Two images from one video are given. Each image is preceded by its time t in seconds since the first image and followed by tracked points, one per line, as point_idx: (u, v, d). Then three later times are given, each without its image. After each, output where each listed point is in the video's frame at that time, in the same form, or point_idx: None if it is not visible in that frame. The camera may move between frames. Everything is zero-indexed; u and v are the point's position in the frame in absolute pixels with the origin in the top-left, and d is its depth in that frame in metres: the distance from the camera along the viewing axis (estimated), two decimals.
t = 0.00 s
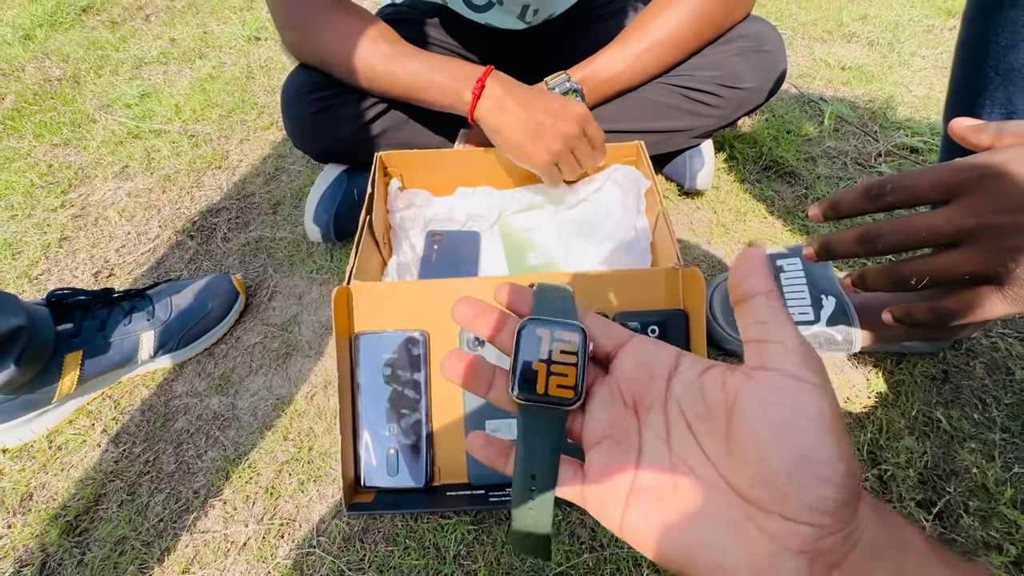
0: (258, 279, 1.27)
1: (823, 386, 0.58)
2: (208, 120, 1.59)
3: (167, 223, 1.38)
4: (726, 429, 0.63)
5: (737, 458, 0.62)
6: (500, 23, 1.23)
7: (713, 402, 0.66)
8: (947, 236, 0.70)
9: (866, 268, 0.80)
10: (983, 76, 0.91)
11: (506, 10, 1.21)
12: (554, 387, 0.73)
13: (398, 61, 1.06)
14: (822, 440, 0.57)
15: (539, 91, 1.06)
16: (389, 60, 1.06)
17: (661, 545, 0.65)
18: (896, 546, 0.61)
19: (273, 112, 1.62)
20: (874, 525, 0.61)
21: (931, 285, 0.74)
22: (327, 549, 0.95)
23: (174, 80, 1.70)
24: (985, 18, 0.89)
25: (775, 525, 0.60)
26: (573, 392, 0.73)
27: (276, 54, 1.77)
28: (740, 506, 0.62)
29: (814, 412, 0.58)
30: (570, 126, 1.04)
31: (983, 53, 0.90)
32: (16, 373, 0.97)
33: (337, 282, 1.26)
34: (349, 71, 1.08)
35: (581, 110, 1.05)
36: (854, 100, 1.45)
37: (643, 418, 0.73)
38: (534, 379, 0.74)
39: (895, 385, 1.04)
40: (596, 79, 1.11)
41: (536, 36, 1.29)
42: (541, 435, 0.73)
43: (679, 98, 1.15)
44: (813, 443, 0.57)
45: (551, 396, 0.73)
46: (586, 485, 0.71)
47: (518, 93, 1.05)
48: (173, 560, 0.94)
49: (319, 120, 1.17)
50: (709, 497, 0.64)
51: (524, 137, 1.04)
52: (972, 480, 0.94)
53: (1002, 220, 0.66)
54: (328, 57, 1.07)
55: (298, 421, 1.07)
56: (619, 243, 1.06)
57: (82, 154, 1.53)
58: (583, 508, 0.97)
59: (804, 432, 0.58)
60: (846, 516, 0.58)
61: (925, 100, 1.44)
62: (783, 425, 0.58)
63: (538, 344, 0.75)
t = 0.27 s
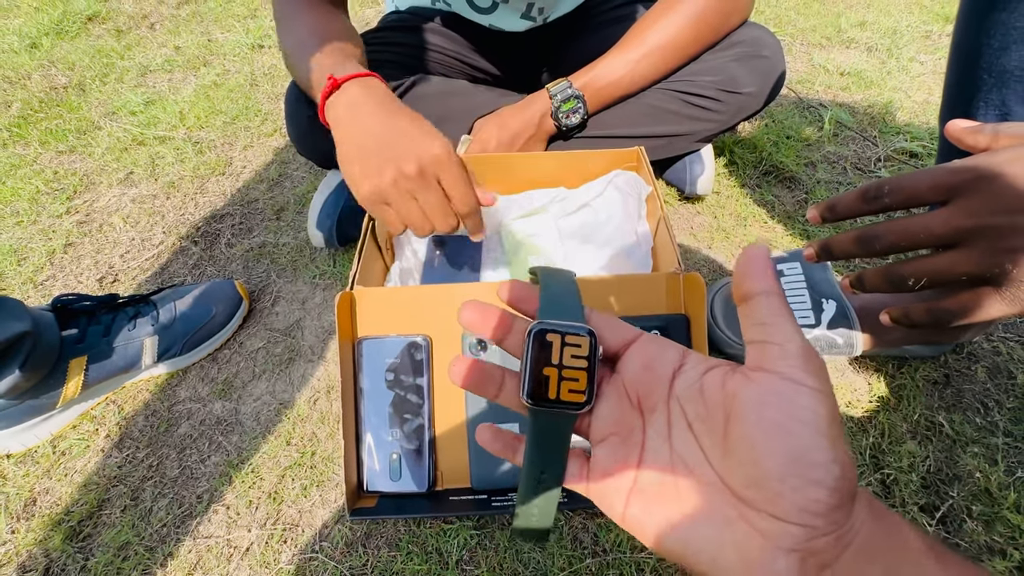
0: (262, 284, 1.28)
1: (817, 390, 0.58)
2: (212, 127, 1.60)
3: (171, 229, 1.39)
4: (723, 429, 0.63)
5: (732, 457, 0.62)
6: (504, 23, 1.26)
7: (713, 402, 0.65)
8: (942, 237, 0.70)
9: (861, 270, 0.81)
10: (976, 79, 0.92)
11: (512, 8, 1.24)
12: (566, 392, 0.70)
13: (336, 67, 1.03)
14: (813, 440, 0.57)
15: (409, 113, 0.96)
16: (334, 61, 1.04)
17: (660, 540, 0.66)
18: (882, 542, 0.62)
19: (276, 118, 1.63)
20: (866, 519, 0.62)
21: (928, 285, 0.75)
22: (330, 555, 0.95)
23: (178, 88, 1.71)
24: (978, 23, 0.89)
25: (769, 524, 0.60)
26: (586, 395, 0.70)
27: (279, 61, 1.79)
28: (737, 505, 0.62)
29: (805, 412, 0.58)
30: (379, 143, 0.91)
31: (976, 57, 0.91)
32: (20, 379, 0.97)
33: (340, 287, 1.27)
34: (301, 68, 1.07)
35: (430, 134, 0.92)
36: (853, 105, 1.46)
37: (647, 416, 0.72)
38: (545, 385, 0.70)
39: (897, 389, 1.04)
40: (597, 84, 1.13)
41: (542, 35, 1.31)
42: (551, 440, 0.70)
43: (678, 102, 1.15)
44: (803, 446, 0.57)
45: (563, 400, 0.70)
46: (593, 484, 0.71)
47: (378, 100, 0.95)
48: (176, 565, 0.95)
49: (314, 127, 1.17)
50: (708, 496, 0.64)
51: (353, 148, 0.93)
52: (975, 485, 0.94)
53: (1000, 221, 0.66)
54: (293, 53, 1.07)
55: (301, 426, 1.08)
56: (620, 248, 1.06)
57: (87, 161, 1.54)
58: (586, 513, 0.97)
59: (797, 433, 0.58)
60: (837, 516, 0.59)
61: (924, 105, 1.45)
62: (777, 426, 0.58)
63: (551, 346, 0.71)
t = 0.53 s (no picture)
0: (264, 292, 1.28)
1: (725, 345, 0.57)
2: (216, 136, 1.61)
3: (175, 237, 1.40)
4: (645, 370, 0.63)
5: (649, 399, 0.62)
6: (506, 31, 1.26)
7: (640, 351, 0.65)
8: (945, 244, 0.70)
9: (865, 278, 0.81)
10: (979, 87, 0.91)
11: (514, 16, 1.24)
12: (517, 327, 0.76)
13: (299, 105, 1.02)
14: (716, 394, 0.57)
15: (368, 173, 0.94)
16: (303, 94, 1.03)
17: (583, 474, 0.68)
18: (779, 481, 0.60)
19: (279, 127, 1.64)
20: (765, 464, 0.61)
21: (933, 292, 0.74)
22: (332, 565, 0.94)
23: (182, 96, 1.72)
24: (980, 32, 0.90)
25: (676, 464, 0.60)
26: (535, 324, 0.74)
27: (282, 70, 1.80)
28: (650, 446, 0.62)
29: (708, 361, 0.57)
30: (349, 213, 0.92)
31: (978, 65, 0.91)
32: (23, 389, 0.97)
33: (342, 295, 1.27)
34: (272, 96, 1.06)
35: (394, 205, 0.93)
36: (854, 112, 1.46)
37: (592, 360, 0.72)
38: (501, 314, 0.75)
39: (901, 398, 1.03)
40: (598, 93, 1.13)
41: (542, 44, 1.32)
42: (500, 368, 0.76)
43: (680, 111, 1.16)
44: (703, 398, 0.57)
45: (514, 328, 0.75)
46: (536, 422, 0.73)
47: (331, 162, 0.94)
48: None
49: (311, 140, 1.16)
50: (627, 436, 0.65)
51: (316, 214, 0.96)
52: (982, 495, 0.93)
53: (1004, 229, 0.66)
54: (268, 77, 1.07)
55: (303, 435, 1.07)
56: (622, 256, 1.05)
57: (92, 169, 1.55)
58: (588, 523, 0.96)
59: (700, 382, 0.57)
60: (732, 463, 0.59)
61: (925, 112, 1.44)
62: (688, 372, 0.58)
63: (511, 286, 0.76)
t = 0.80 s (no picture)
0: (269, 296, 1.29)
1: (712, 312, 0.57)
2: (221, 142, 1.63)
3: (180, 242, 1.41)
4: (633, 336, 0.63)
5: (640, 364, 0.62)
6: (508, 39, 1.27)
7: (628, 318, 0.65)
8: (946, 248, 0.71)
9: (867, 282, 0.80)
10: (975, 94, 0.92)
11: (514, 24, 1.25)
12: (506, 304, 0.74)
13: (354, 122, 1.03)
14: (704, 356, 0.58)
15: (443, 182, 0.97)
16: (347, 112, 1.04)
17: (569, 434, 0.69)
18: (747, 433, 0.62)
19: (283, 133, 1.65)
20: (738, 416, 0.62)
21: (936, 296, 0.75)
22: (336, 567, 0.95)
23: (188, 103, 1.74)
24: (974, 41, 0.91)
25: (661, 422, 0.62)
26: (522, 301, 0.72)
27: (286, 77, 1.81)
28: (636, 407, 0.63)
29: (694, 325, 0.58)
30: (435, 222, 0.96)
31: (974, 71, 0.92)
32: (32, 392, 0.98)
33: (346, 299, 1.28)
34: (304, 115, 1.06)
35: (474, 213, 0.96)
36: (854, 117, 1.47)
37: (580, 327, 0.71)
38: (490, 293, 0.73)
39: (902, 401, 1.04)
40: (599, 99, 1.15)
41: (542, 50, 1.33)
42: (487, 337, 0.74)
43: (681, 117, 1.16)
44: (688, 360, 0.58)
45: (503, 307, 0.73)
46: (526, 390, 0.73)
47: (409, 176, 0.97)
48: None
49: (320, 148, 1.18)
50: (614, 398, 0.65)
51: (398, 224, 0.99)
52: (983, 497, 0.93)
53: (1004, 233, 0.66)
54: (294, 95, 1.06)
55: (307, 438, 1.08)
56: (624, 259, 1.06)
57: (98, 175, 1.57)
58: (591, 526, 0.97)
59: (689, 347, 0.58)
60: (710, 420, 0.60)
61: (924, 117, 1.45)
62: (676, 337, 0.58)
63: (495, 262, 0.73)
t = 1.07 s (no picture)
0: (267, 301, 1.30)
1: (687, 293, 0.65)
2: (220, 147, 1.64)
3: (179, 247, 1.42)
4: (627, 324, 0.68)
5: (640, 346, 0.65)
6: (504, 44, 1.27)
7: (621, 311, 0.70)
8: (941, 252, 0.71)
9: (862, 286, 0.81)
10: (965, 100, 0.93)
11: (511, 30, 1.26)
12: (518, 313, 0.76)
13: (389, 139, 1.04)
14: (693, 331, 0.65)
15: (465, 188, 1.01)
16: (378, 126, 1.05)
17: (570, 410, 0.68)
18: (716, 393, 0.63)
19: (282, 139, 1.66)
20: (716, 372, 0.65)
21: (931, 300, 0.75)
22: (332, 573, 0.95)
23: (188, 109, 1.75)
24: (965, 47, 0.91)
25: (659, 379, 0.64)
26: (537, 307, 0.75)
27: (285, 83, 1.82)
28: (635, 376, 0.65)
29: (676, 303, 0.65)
30: (472, 237, 0.99)
31: (965, 77, 0.92)
32: (30, 397, 0.99)
33: (344, 304, 1.28)
34: (328, 128, 1.06)
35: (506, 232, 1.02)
36: (850, 121, 1.47)
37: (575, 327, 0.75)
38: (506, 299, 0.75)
39: (898, 405, 1.03)
40: (595, 105, 1.15)
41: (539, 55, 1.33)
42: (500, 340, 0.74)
43: (676, 122, 1.17)
44: (674, 324, 0.64)
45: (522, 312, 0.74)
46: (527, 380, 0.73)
47: (454, 195, 0.99)
48: None
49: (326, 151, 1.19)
50: (615, 372, 0.67)
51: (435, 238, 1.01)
52: (980, 502, 0.93)
53: (999, 238, 0.66)
54: (312, 107, 1.06)
55: (304, 443, 1.08)
56: (620, 265, 1.06)
57: (98, 181, 1.57)
58: (587, 531, 0.97)
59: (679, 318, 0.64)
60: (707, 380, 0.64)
61: (920, 121, 1.45)
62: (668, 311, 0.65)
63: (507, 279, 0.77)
